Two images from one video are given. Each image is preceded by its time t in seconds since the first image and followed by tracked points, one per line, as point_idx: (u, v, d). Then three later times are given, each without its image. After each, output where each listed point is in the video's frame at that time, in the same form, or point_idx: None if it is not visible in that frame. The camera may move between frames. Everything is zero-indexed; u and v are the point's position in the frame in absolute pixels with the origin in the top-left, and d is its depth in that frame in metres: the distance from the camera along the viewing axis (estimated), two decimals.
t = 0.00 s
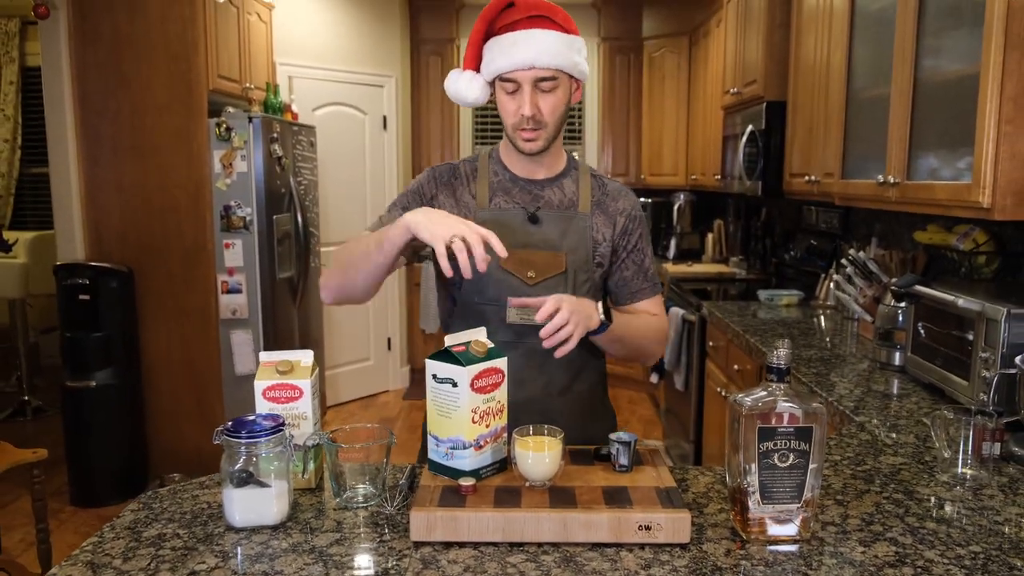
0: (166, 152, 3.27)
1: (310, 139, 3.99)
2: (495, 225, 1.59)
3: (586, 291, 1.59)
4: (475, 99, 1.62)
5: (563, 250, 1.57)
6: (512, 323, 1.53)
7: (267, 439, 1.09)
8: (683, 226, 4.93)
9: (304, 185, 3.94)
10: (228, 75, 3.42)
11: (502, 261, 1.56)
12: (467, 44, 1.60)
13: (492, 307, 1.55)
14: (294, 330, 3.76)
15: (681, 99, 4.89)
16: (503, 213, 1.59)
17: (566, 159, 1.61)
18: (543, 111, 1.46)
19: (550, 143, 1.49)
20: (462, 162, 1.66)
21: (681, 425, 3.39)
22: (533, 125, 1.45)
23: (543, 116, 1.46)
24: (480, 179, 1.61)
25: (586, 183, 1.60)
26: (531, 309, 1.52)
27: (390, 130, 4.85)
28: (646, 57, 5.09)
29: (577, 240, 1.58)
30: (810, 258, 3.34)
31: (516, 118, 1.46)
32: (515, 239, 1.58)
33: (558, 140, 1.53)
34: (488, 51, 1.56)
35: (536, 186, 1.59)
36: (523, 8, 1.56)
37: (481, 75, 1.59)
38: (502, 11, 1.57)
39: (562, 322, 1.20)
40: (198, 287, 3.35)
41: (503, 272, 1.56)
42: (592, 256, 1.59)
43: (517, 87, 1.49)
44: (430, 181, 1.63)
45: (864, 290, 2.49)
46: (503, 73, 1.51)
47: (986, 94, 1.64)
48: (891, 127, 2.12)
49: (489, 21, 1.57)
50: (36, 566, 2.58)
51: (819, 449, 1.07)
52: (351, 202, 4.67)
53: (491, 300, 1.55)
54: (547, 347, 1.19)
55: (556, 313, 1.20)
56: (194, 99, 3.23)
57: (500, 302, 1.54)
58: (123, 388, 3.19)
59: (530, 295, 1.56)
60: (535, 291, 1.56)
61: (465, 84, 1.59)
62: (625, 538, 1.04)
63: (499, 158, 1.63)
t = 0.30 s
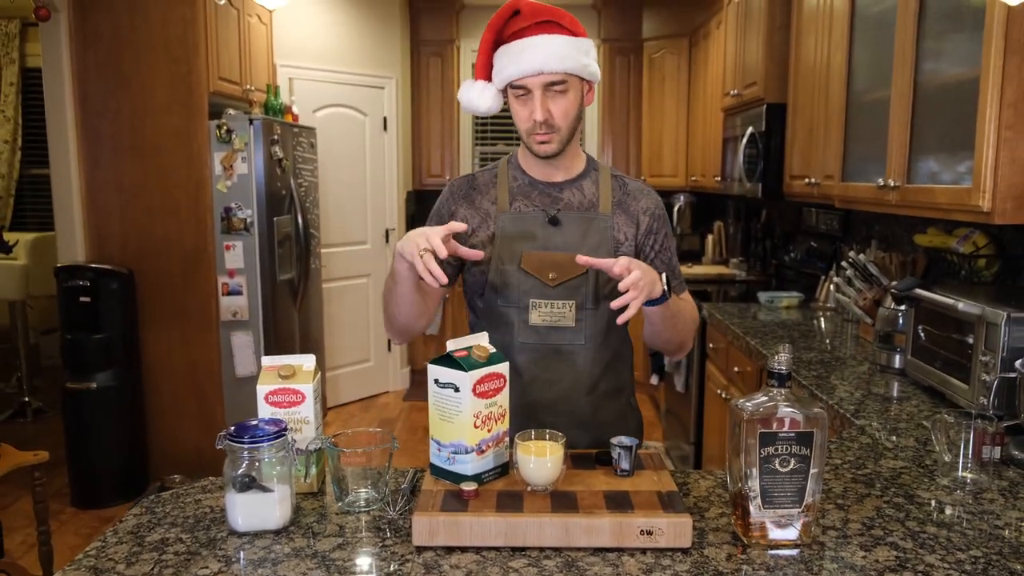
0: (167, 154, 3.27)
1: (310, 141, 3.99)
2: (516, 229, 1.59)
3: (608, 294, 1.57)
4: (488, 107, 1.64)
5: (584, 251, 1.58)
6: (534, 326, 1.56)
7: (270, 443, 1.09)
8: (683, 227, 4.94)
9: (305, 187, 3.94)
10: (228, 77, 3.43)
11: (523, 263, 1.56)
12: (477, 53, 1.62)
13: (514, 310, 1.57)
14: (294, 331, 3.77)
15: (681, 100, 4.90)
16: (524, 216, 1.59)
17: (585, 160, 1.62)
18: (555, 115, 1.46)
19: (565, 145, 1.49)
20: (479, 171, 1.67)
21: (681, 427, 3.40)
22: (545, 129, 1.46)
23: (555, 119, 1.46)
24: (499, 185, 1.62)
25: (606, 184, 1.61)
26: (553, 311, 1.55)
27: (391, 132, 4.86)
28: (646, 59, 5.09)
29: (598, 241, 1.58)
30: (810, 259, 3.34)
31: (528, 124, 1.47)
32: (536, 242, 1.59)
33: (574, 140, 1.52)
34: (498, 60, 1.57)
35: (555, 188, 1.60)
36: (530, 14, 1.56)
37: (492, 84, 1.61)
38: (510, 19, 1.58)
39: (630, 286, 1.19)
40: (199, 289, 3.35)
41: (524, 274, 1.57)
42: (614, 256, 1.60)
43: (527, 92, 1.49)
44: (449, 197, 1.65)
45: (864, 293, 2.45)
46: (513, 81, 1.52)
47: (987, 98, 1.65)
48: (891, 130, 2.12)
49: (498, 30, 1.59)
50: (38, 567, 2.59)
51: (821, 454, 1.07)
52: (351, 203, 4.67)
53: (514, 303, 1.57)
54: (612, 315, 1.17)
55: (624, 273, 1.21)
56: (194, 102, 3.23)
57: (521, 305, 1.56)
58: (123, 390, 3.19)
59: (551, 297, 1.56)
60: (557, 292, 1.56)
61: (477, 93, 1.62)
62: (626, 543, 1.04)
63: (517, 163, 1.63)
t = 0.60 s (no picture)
0: (168, 155, 3.27)
1: (310, 141, 3.98)
2: (526, 231, 1.59)
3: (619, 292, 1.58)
4: (497, 113, 1.67)
5: (593, 252, 1.57)
6: (543, 325, 1.57)
7: (270, 445, 1.09)
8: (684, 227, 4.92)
9: (304, 187, 3.94)
10: (228, 78, 3.42)
11: (534, 264, 1.57)
12: (483, 60, 1.64)
13: (524, 310, 1.58)
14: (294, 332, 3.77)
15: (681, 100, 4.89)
16: (535, 218, 1.59)
17: (595, 162, 1.62)
18: (558, 117, 1.48)
19: (570, 148, 1.50)
20: (488, 180, 1.67)
21: (681, 427, 3.40)
22: (550, 131, 1.47)
23: (559, 122, 1.47)
24: (509, 189, 1.63)
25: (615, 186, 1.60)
26: (562, 311, 1.56)
27: (390, 132, 4.86)
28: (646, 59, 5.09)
29: (608, 242, 1.58)
30: (810, 260, 3.34)
31: (534, 127, 1.48)
32: (546, 243, 1.58)
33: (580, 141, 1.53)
34: (501, 67, 1.58)
35: (564, 191, 1.60)
36: (531, 18, 1.56)
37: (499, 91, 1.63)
38: (512, 24, 1.58)
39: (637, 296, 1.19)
40: (199, 290, 3.35)
41: (535, 276, 1.57)
42: (624, 257, 1.59)
43: (531, 95, 1.51)
44: (461, 206, 1.66)
45: (864, 294, 2.45)
46: (518, 86, 1.53)
47: (987, 99, 1.64)
48: (892, 131, 2.12)
49: (500, 36, 1.60)
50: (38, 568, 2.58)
51: (821, 456, 1.07)
52: (351, 204, 4.67)
53: (524, 303, 1.58)
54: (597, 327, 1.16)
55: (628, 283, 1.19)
56: (195, 103, 3.23)
57: (531, 305, 1.57)
58: (123, 391, 3.19)
59: (561, 297, 1.56)
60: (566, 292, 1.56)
61: (483, 98, 1.64)
62: (626, 545, 1.04)
63: (527, 168, 1.64)
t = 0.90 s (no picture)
0: (168, 155, 3.27)
1: (310, 141, 3.98)
2: (526, 229, 1.60)
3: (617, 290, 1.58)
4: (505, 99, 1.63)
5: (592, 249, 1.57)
6: (542, 322, 1.57)
7: (270, 447, 1.09)
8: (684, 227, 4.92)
9: (304, 187, 3.94)
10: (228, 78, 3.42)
11: (533, 262, 1.57)
12: (495, 43, 1.62)
13: (523, 308, 1.57)
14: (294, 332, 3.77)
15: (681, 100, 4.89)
16: (534, 215, 1.59)
17: (595, 160, 1.61)
18: (575, 88, 1.51)
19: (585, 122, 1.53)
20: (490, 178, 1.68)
21: (681, 427, 3.40)
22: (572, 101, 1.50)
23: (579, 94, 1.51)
24: (510, 186, 1.63)
25: (614, 183, 1.60)
26: (561, 309, 1.56)
27: (390, 132, 4.86)
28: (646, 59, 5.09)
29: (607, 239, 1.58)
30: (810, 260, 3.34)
31: (554, 96, 1.50)
32: (546, 241, 1.58)
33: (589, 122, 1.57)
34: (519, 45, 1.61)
35: (564, 187, 1.59)
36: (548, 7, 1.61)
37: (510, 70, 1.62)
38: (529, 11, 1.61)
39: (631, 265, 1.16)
40: (199, 290, 3.35)
41: (534, 274, 1.57)
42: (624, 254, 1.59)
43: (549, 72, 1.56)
44: (463, 202, 1.67)
45: (864, 294, 2.44)
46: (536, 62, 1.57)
47: (987, 100, 1.64)
48: (892, 132, 2.12)
49: (516, 21, 1.61)
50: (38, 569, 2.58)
51: (821, 457, 1.07)
52: (351, 203, 4.67)
53: (523, 301, 1.57)
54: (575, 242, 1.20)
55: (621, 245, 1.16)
56: (194, 103, 3.23)
57: (530, 302, 1.57)
58: (123, 391, 3.19)
59: (560, 295, 1.56)
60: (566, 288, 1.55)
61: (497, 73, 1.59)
62: (626, 546, 1.04)
63: (528, 164, 1.64)
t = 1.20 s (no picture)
0: (167, 156, 3.27)
1: (309, 141, 3.98)
2: (510, 228, 1.59)
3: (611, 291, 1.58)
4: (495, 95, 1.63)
5: (576, 249, 1.56)
6: (525, 322, 1.56)
7: (267, 448, 1.09)
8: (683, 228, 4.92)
9: (304, 188, 3.94)
10: (227, 79, 3.43)
11: (516, 261, 1.56)
12: (488, 43, 1.65)
13: (506, 308, 1.56)
14: (293, 332, 3.77)
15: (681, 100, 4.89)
16: (518, 215, 1.59)
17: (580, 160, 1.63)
18: (568, 88, 1.53)
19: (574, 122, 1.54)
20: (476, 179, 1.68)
21: (680, 428, 3.40)
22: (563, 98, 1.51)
23: (570, 92, 1.52)
24: (495, 186, 1.63)
25: (599, 183, 1.61)
26: (544, 308, 1.55)
27: (390, 132, 4.86)
28: (645, 59, 5.09)
29: (590, 239, 1.57)
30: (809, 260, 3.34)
31: (546, 93, 1.52)
32: (529, 240, 1.57)
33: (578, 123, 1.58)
34: (511, 45, 1.63)
35: (549, 186, 1.60)
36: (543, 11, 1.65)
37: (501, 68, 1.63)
38: (522, 13, 1.65)
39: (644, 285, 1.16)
40: (198, 290, 3.35)
41: (517, 272, 1.56)
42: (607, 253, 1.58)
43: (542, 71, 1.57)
44: (448, 206, 1.66)
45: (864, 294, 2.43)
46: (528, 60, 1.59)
47: (985, 101, 1.64)
48: (890, 133, 2.12)
49: (510, 22, 1.64)
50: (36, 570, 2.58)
51: (818, 459, 1.07)
52: (350, 204, 4.67)
53: (506, 300, 1.56)
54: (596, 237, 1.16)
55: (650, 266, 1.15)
56: (193, 103, 3.23)
57: (513, 301, 1.56)
58: (122, 392, 3.19)
59: (543, 293, 1.55)
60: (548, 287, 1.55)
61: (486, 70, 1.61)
62: (623, 548, 1.04)
63: (514, 165, 1.64)
